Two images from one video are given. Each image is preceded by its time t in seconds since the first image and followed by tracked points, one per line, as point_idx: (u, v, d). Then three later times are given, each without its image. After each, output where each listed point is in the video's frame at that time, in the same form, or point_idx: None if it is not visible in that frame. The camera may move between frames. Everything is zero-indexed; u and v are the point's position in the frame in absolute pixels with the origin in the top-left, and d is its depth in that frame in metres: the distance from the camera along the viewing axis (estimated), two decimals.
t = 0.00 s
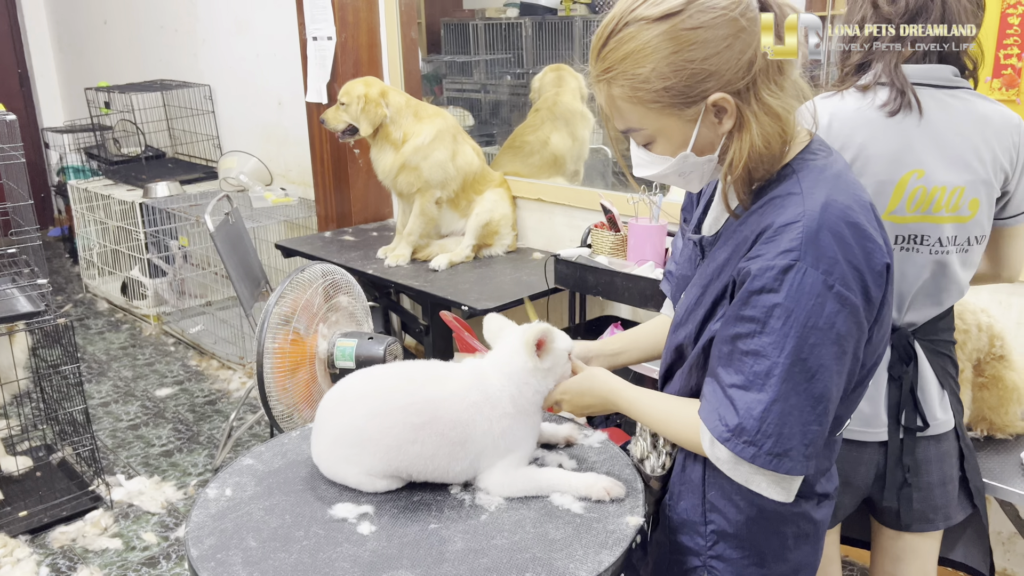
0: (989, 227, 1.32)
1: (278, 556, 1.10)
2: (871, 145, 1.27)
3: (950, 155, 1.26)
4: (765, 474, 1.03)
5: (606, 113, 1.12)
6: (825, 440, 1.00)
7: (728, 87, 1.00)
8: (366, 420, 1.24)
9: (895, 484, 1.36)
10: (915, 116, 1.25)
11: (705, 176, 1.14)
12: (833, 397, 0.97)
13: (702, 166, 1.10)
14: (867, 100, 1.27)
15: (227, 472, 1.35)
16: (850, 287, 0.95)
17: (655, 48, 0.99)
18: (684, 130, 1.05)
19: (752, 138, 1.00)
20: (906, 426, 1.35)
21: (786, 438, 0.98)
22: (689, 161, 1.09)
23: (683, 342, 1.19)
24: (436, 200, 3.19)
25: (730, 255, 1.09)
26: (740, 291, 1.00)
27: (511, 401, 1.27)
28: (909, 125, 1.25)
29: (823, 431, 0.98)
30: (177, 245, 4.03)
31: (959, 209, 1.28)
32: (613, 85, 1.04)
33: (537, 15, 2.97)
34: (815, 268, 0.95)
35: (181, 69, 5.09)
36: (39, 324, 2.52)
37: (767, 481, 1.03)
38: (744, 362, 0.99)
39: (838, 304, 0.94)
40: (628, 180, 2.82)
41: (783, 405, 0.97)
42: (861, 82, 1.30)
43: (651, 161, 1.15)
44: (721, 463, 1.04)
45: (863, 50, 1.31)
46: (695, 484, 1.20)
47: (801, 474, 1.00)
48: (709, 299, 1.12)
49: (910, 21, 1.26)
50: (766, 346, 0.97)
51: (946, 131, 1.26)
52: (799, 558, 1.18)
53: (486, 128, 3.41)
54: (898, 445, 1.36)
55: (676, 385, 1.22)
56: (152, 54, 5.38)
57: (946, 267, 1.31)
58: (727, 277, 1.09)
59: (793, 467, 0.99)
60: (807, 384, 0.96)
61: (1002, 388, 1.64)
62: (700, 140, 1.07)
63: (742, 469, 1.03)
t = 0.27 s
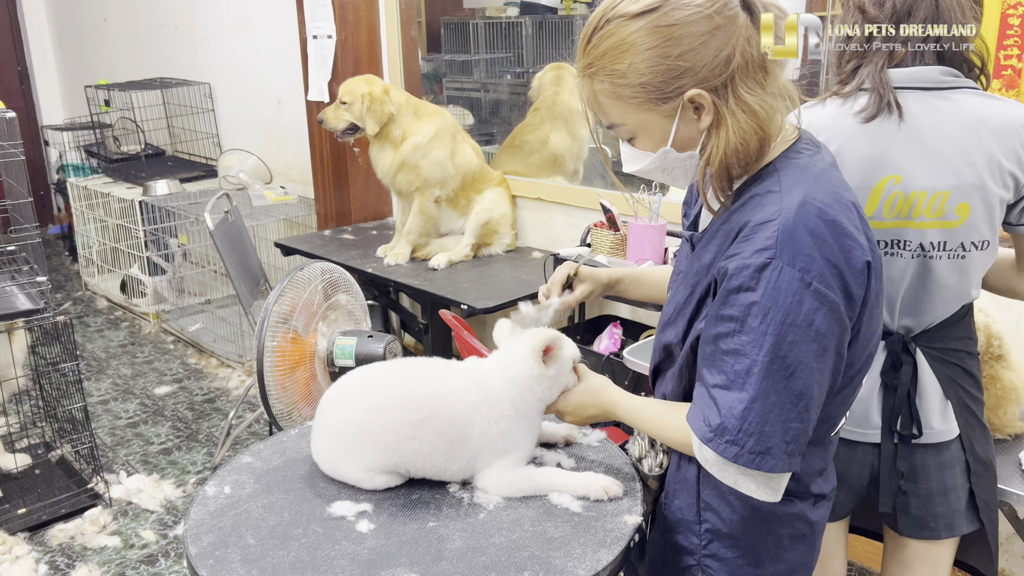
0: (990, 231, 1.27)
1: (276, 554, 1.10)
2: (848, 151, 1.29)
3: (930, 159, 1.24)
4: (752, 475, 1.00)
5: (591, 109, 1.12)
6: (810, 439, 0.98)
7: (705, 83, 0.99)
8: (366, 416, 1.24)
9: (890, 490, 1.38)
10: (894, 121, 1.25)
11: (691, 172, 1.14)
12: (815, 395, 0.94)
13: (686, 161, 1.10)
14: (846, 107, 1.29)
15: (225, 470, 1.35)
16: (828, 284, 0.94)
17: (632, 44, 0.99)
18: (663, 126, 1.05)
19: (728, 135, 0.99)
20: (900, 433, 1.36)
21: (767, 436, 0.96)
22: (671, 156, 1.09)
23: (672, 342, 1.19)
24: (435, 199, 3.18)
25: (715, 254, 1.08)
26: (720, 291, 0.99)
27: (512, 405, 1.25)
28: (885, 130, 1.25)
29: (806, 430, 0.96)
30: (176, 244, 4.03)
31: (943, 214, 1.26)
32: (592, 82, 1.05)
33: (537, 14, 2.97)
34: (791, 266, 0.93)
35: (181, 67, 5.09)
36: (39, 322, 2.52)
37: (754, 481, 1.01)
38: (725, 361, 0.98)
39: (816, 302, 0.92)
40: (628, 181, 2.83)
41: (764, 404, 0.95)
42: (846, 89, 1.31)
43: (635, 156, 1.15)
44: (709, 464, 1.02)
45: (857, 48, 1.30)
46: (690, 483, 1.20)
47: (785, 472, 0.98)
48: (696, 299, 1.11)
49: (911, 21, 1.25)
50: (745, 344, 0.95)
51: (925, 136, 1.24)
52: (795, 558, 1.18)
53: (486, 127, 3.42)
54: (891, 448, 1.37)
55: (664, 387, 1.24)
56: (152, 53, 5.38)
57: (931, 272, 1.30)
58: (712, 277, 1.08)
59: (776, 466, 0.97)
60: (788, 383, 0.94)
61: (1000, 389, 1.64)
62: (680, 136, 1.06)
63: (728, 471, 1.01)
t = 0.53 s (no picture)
0: (987, 235, 1.26)
1: (277, 549, 1.11)
2: (842, 154, 1.30)
3: (921, 163, 1.25)
4: (753, 475, 1.01)
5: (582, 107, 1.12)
6: (807, 432, 0.97)
7: (687, 80, 0.98)
8: (367, 412, 1.24)
9: (886, 491, 1.38)
10: (886, 124, 1.25)
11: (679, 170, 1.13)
12: (811, 388, 0.94)
13: (672, 157, 1.09)
14: (839, 112, 1.31)
15: (226, 466, 1.36)
16: (820, 276, 0.93)
17: (614, 42, 0.99)
18: (649, 123, 1.04)
19: (710, 133, 0.98)
20: (897, 435, 1.36)
21: (764, 431, 0.95)
22: (658, 153, 1.08)
23: (668, 340, 1.17)
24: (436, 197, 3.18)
25: (708, 251, 1.08)
26: (713, 287, 0.99)
27: (514, 405, 1.25)
28: (877, 133, 1.26)
29: (802, 422, 0.95)
30: (176, 241, 4.03)
31: (935, 218, 1.26)
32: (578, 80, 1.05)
33: (538, 12, 2.97)
34: (782, 259, 0.93)
35: (181, 64, 5.09)
36: (39, 318, 2.52)
37: (755, 481, 1.01)
38: (720, 358, 0.97)
39: (809, 294, 0.92)
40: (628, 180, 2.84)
41: (760, 398, 0.94)
42: (841, 93, 1.32)
43: (625, 153, 1.15)
44: (707, 465, 1.02)
45: (852, 48, 1.30)
46: (689, 481, 1.20)
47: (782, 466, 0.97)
48: (689, 297, 1.10)
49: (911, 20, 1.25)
50: (740, 339, 0.94)
51: (917, 139, 1.24)
52: (793, 554, 1.18)
53: (486, 125, 3.42)
54: (887, 448, 1.38)
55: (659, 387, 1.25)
56: (153, 50, 5.38)
57: (924, 275, 1.30)
58: (704, 274, 1.07)
59: (774, 459, 0.96)
60: (783, 376, 0.93)
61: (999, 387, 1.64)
62: (666, 133, 1.05)
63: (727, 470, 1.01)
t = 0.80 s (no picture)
0: (991, 235, 1.26)
1: (279, 547, 1.11)
2: (847, 154, 1.31)
3: (926, 163, 1.25)
4: (746, 479, 1.01)
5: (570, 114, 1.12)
6: (798, 434, 0.98)
7: (670, 85, 0.97)
8: (368, 411, 1.25)
9: (887, 491, 1.39)
10: (891, 124, 1.26)
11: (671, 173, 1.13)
12: (800, 391, 0.94)
13: (660, 162, 1.09)
14: (844, 112, 1.32)
15: (227, 465, 1.36)
16: (807, 281, 0.93)
17: (596, 50, 0.99)
18: (635, 129, 1.04)
19: (693, 137, 0.97)
20: (898, 435, 1.37)
21: (755, 434, 0.96)
22: (646, 158, 1.08)
23: (661, 342, 1.18)
24: (436, 195, 3.18)
25: (698, 256, 1.08)
26: (700, 294, 0.99)
27: (517, 406, 1.25)
28: (882, 133, 1.27)
29: (793, 425, 0.96)
30: (177, 239, 4.04)
31: (940, 218, 1.26)
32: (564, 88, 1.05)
33: (538, 11, 2.97)
34: (768, 265, 0.93)
35: (181, 63, 5.09)
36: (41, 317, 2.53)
37: (749, 484, 1.01)
38: (709, 364, 0.97)
39: (796, 299, 0.92)
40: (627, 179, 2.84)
41: (750, 403, 0.94)
42: (844, 94, 1.33)
43: (616, 158, 1.15)
44: (702, 470, 1.02)
45: (851, 49, 1.31)
46: (687, 477, 1.21)
47: (774, 469, 0.98)
48: (680, 302, 1.10)
49: (912, 21, 1.25)
50: (728, 345, 0.95)
51: (922, 140, 1.25)
52: (792, 550, 1.18)
53: (486, 123, 3.42)
54: (888, 449, 1.39)
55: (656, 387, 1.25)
56: (153, 48, 5.38)
57: (927, 276, 1.30)
58: (694, 279, 1.07)
59: (765, 462, 0.97)
60: (772, 381, 0.93)
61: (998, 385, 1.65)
62: (652, 137, 1.05)
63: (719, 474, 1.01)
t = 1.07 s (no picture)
0: (994, 236, 1.27)
1: (278, 549, 1.12)
2: (850, 155, 1.30)
3: (931, 163, 1.25)
4: (739, 481, 1.02)
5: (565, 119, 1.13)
6: (790, 436, 0.98)
7: (660, 89, 0.97)
8: (365, 416, 1.25)
9: (889, 495, 1.39)
10: (896, 125, 1.26)
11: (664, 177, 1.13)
12: (792, 393, 0.94)
13: (653, 165, 1.09)
14: (848, 114, 1.31)
15: (227, 467, 1.36)
16: (798, 285, 0.93)
17: (586, 56, 0.99)
18: (627, 133, 1.04)
19: (683, 141, 0.98)
20: (900, 438, 1.37)
21: (747, 436, 0.96)
22: (640, 161, 1.08)
23: (656, 344, 1.18)
24: (435, 196, 3.19)
25: (691, 258, 1.08)
26: (692, 297, 0.99)
27: (515, 409, 1.25)
28: (887, 134, 1.27)
29: (785, 427, 0.96)
30: (176, 240, 4.04)
31: (945, 218, 1.26)
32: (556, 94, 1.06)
33: (537, 11, 2.97)
34: (759, 268, 0.93)
35: (181, 64, 5.09)
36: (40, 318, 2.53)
37: (743, 488, 1.02)
38: (701, 367, 0.98)
39: (787, 302, 0.92)
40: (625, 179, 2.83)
41: (742, 405, 0.95)
42: (847, 96, 1.32)
43: (608, 163, 1.15)
44: (696, 472, 1.02)
45: (852, 50, 1.30)
46: (681, 478, 1.21)
47: (767, 470, 0.98)
48: (675, 304, 1.11)
49: (913, 21, 1.25)
50: (720, 348, 0.95)
51: (928, 140, 1.25)
52: (786, 551, 1.19)
53: (485, 124, 3.42)
54: (890, 451, 1.39)
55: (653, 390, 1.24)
56: (152, 49, 5.38)
57: (930, 276, 1.30)
58: (687, 282, 1.07)
59: (757, 464, 0.97)
60: (764, 383, 0.94)
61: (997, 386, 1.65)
62: (645, 141, 1.05)
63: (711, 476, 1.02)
